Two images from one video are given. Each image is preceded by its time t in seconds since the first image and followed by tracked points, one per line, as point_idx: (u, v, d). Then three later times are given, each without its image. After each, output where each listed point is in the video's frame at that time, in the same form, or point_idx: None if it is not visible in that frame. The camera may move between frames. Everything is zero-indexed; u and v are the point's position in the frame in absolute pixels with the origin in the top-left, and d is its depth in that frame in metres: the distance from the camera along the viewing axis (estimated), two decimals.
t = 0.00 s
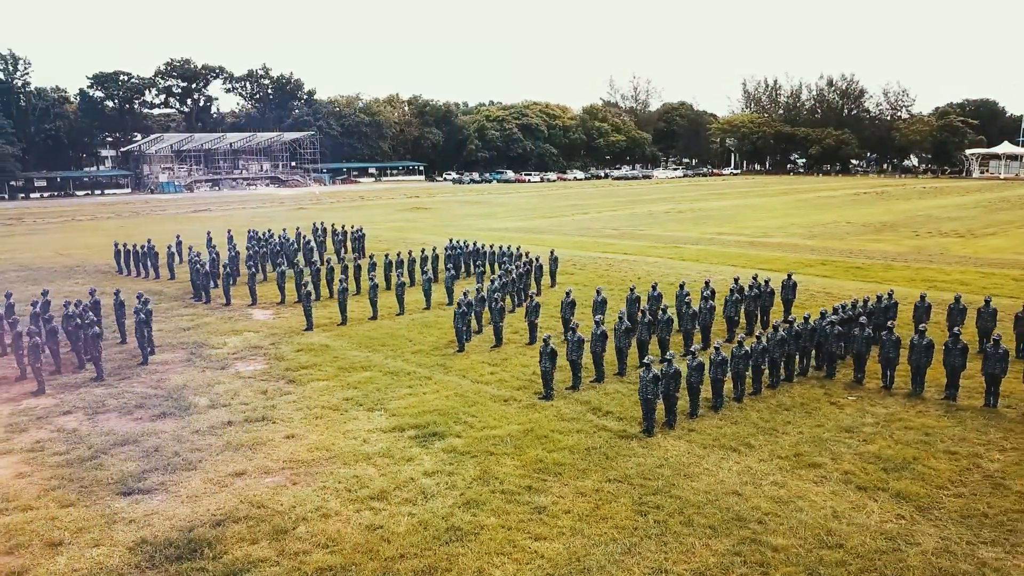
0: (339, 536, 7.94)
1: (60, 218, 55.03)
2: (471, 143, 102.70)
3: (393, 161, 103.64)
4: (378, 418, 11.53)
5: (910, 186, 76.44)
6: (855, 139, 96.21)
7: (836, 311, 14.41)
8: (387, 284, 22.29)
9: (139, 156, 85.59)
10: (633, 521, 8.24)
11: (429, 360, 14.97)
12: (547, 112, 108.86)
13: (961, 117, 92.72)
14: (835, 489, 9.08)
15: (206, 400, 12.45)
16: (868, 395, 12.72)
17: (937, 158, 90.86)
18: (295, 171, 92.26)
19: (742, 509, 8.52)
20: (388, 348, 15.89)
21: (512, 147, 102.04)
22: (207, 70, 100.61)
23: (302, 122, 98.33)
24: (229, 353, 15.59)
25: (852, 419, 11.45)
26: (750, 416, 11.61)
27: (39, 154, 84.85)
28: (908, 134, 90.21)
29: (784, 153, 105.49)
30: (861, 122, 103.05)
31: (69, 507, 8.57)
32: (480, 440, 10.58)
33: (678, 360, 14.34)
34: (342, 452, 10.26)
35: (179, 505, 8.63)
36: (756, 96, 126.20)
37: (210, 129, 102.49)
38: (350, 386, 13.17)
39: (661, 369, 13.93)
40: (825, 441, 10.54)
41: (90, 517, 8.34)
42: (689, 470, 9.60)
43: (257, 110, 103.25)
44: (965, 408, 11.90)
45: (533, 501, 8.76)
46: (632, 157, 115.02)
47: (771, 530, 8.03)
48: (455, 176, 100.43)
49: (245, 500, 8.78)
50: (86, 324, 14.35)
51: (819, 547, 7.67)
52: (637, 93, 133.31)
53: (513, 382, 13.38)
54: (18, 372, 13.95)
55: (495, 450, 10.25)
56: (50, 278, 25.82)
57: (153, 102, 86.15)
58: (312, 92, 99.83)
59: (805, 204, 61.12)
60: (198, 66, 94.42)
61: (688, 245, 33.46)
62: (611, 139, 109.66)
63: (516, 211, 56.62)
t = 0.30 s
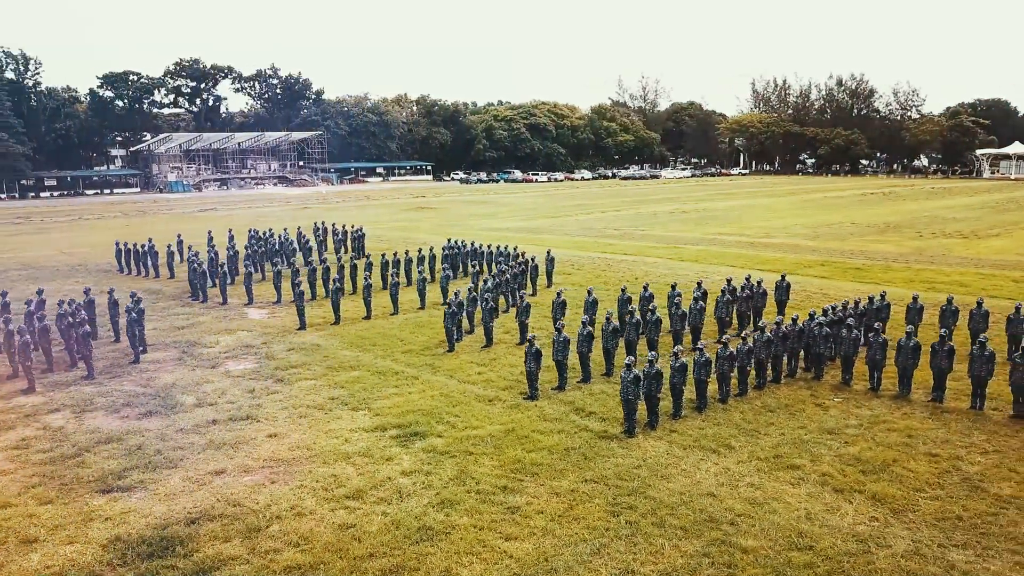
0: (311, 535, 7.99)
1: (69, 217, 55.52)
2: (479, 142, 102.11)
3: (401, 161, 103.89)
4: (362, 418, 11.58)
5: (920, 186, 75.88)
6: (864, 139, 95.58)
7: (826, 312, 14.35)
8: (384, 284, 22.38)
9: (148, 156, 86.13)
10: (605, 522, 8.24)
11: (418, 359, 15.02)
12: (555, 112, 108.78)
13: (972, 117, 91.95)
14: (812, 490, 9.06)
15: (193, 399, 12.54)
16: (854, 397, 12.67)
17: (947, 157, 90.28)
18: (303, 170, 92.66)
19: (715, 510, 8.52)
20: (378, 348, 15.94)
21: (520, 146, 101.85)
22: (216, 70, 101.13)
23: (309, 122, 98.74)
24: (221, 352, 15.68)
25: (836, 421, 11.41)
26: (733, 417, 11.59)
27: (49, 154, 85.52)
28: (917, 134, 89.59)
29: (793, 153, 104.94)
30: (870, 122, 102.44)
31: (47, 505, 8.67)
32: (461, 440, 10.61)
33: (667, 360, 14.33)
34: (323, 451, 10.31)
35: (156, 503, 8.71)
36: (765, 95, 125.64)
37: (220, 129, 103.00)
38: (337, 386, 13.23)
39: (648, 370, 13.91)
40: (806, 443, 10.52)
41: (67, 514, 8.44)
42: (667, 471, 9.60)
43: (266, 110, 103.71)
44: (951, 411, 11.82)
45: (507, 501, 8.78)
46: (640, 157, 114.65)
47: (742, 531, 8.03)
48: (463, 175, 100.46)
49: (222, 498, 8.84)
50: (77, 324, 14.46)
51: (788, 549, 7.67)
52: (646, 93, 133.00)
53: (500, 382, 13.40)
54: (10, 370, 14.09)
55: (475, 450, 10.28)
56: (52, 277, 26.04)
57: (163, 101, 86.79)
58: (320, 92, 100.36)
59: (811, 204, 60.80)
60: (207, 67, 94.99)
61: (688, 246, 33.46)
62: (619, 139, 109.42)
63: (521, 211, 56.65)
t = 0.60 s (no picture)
0: (283, 533, 8.05)
1: (78, 216, 55.97)
2: (487, 142, 101.66)
3: (408, 161, 104.10)
4: (345, 417, 11.63)
5: (928, 187, 75.30)
6: (873, 139, 94.86)
7: (816, 314, 14.30)
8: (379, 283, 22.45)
9: (157, 155, 86.68)
10: (579, 521, 8.27)
11: (407, 359, 15.07)
12: (563, 112, 108.68)
13: (983, 117, 91.03)
14: (787, 492, 9.04)
15: (181, 398, 12.64)
16: (841, 398, 12.63)
17: (957, 158, 89.51)
18: (311, 170, 93.04)
19: (688, 511, 8.53)
20: (369, 347, 16.01)
21: (527, 146, 101.39)
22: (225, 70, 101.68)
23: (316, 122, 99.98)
24: (213, 351, 15.80)
25: (819, 422, 11.40)
26: (715, 418, 11.59)
27: (60, 153, 86.21)
28: (927, 134, 88.80)
29: (802, 153, 104.31)
30: (880, 122, 101.73)
31: (27, 502, 8.77)
32: (441, 440, 10.66)
33: (655, 361, 14.31)
34: (304, 450, 10.37)
35: (134, 501, 8.80)
36: (774, 95, 125.03)
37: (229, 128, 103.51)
38: (325, 385, 13.30)
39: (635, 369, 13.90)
40: (787, 445, 10.50)
41: (47, 510, 8.55)
42: (644, 472, 9.62)
43: (275, 109, 104.24)
44: (936, 413, 11.77)
45: (482, 500, 8.81)
46: (649, 156, 114.23)
47: (713, 532, 8.04)
48: (470, 175, 100.43)
49: (200, 496, 8.92)
50: (69, 323, 14.61)
51: (757, 550, 7.67)
52: (654, 93, 132.68)
53: (485, 382, 13.44)
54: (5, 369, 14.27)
55: (454, 449, 10.32)
56: (54, 275, 26.26)
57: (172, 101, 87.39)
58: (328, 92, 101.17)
59: (817, 205, 60.50)
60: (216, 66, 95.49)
61: (688, 246, 33.47)
62: (627, 139, 109.07)
63: (525, 211, 56.60)
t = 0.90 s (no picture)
0: (254, 531, 8.12)
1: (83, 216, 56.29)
2: (492, 141, 101.37)
3: (414, 160, 104.30)
4: (328, 417, 11.70)
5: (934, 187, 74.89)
6: (880, 139, 94.28)
7: (802, 315, 14.28)
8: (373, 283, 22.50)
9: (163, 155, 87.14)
10: (549, 521, 8.30)
11: (394, 359, 15.12)
12: (569, 112, 108.65)
13: (991, 116, 90.29)
14: (761, 493, 9.05)
15: (167, 396, 12.74)
16: (824, 400, 12.62)
17: (964, 158, 88.71)
18: (316, 169, 93.36)
19: (659, 511, 8.54)
20: (357, 347, 16.06)
21: (532, 145, 100.44)
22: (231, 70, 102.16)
23: (322, 121, 100.87)
24: (202, 350, 15.90)
25: (799, 423, 11.39)
26: (697, 419, 11.59)
27: (67, 153, 86.70)
28: (934, 134, 88.15)
29: (809, 153, 103.80)
30: (887, 121, 101.16)
31: (5, 500, 8.87)
32: (420, 440, 10.69)
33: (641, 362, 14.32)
34: (284, 449, 10.43)
35: (110, 498, 8.89)
36: (781, 95, 124.56)
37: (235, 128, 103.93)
38: (310, 384, 13.37)
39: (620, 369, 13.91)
40: (765, 445, 10.49)
41: (23, 508, 8.65)
42: (620, 472, 9.64)
43: (281, 109, 104.70)
44: (918, 414, 11.75)
45: (456, 500, 8.84)
46: (654, 156, 113.84)
47: (683, 532, 8.06)
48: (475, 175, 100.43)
49: (176, 495, 8.99)
50: (59, 323, 14.71)
51: (725, 551, 7.70)
52: (660, 92, 132.47)
53: (470, 382, 13.47)
54: None
55: (433, 449, 10.37)
56: (54, 275, 26.43)
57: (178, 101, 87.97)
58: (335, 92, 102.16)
59: (821, 205, 60.31)
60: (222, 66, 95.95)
61: (685, 246, 33.52)
62: (633, 139, 108.76)
63: (528, 211, 56.57)
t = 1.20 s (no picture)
0: (227, 529, 8.18)
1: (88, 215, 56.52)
2: (497, 141, 101.61)
3: (419, 160, 104.41)
4: (311, 416, 11.76)
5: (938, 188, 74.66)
6: (887, 139, 93.85)
7: (788, 316, 14.26)
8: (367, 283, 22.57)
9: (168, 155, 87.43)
10: (521, 520, 8.35)
11: (381, 358, 15.19)
12: (574, 112, 108.63)
13: (999, 116, 89.77)
14: (735, 493, 9.05)
15: (153, 395, 12.82)
16: (808, 400, 12.61)
17: (971, 158, 88.17)
18: (321, 169, 93.59)
19: (631, 511, 8.56)
20: (346, 347, 16.13)
21: (538, 145, 100.81)
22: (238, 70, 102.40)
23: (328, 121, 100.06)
24: (193, 349, 15.99)
25: (780, 423, 11.39)
26: (678, 419, 11.60)
27: (73, 152, 87.04)
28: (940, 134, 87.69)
29: (815, 153, 103.44)
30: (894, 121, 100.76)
31: None
32: (400, 439, 10.73)
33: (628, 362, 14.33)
34: (264, 447, 10.50)
35: (88, 496, 8.97)
36: (787, 95, 124.22)
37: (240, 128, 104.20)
38: (296, 384, 13.44)
39: (605, 369, 13.93)
40: (743, 446, 10.48)
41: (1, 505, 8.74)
42: (596, 472, 9.67)
43: (286, 109, 104.97)
44: (901, 415, 11.74)
45: (430, 498, 8.90)
46: (660, 156, 113.60)
47: (652, 533, 8.08)
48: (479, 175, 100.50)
49: (153, 492, 9.07)
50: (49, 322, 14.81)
51: (693, 550, 7.72)
52: (666, 92, 132.28)
53: (455, 382, 13.52)
54: None
55: (411, 448, 10.41)
56: (52, 274, 26.57)
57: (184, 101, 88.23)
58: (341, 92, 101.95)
59: (824, 205, 60.17)
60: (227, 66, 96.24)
61: (683, 246, 33.52)
62: (639, 138, 108.56)
63: (530, 211, 56.61)
